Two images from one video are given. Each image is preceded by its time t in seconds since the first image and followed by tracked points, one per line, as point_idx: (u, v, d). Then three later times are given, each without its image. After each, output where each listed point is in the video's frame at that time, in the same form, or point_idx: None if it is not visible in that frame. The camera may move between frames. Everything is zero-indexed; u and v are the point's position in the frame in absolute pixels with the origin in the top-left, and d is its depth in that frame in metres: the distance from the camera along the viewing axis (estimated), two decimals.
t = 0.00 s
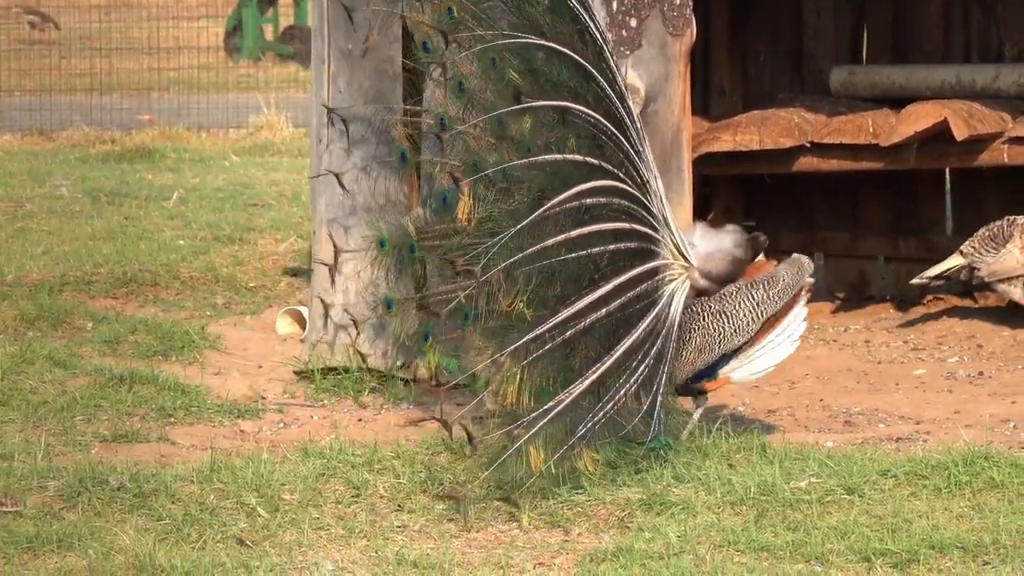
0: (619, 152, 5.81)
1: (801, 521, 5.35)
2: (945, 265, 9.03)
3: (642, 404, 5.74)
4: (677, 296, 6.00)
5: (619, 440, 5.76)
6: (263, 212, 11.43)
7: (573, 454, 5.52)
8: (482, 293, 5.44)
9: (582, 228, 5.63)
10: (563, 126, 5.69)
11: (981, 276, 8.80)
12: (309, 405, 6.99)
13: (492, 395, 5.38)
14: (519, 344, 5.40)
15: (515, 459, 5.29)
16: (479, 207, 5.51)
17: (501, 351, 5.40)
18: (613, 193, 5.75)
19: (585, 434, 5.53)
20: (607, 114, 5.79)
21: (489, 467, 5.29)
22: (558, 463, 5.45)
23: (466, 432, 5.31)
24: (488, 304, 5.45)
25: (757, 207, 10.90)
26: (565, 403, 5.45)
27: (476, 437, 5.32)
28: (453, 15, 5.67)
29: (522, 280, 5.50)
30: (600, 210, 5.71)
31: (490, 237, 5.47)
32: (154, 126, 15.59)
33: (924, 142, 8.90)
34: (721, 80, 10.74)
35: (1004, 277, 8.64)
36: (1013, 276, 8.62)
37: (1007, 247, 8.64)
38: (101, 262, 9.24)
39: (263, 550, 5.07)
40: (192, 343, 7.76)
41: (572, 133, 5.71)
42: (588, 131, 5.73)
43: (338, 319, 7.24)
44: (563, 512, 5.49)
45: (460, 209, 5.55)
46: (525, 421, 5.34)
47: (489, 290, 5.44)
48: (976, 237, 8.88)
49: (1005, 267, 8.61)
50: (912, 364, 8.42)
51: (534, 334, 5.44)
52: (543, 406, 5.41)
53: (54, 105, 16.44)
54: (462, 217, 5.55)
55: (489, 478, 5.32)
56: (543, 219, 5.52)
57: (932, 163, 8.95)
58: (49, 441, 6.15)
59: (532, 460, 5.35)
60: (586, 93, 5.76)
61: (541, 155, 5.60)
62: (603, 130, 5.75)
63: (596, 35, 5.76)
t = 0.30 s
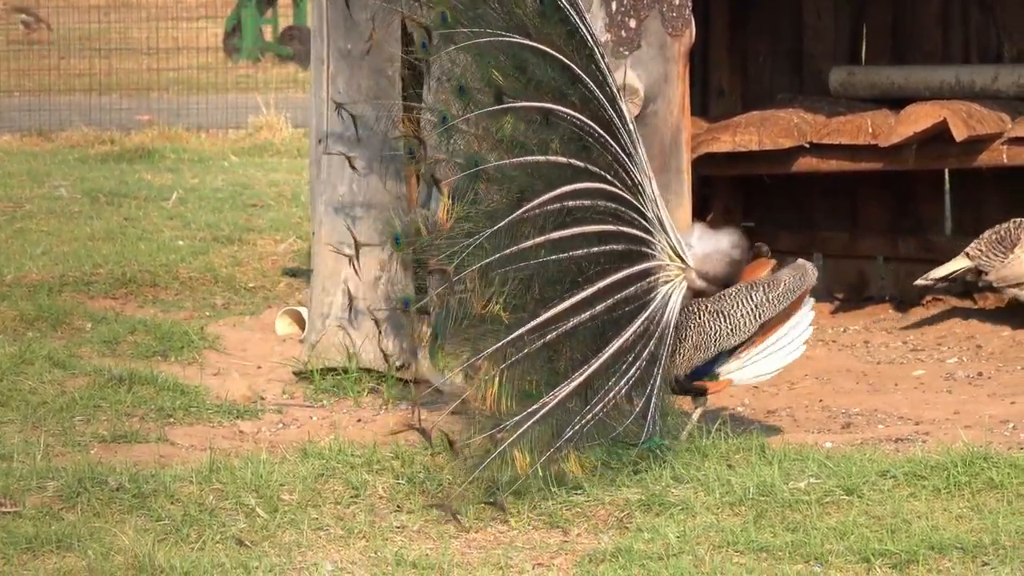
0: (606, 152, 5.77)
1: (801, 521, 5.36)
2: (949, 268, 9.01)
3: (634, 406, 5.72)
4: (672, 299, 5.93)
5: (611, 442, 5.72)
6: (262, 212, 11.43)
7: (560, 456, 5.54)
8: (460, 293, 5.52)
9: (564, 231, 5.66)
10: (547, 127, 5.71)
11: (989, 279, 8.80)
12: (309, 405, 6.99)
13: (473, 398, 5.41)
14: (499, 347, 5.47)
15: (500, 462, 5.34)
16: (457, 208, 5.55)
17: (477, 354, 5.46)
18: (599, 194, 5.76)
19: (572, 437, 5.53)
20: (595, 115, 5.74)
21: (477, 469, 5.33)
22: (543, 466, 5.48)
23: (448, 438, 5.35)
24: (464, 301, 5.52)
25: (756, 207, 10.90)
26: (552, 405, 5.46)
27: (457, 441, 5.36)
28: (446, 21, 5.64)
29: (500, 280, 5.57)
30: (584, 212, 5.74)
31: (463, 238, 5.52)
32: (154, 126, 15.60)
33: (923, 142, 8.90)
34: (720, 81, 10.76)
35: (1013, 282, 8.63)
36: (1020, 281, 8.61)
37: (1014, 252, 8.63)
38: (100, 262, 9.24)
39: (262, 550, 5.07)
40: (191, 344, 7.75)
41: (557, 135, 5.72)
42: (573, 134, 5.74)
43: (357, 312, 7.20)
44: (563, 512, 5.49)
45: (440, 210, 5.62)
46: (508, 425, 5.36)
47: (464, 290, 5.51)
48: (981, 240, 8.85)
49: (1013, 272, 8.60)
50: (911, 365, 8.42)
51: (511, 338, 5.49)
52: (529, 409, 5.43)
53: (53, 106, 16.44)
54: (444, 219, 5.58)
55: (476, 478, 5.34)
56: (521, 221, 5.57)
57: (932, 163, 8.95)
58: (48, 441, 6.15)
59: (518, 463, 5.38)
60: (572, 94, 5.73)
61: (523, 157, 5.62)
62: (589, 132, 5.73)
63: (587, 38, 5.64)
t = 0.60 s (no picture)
0: (597, 153, 5.76)
1: (801, 520, 5.35)
2: (957, 267, 9.05)
3: (627, 406, 5.72)
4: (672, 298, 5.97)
5: (602, 441, 5.73)
6: (263, 211, 11.43)
7: (549, 458, 5.54)
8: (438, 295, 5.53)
9: (547, 232, 5.66)
10: (531, 129, 5.70)
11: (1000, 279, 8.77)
12: (310, 404, 6.99)
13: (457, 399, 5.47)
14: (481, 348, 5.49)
15: (487, 463, 5.37)
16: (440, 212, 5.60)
17: (459, 356, 5.48)
18: (588, 195, 5.75)
19: (562, 437, 5.53)
20: (584, 117, 5.75)
21: (461, 472, 5.39)
22: (531, 467, 5.49)
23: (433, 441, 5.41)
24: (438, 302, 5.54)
25: (756, 206, 10.89)
26: (539, 407, 5.46)
27: (442, 445, 5.43)
28: (445, 23, 5.56)
29: (484, 280, 5.59)
30: (568, 213, 5.74)
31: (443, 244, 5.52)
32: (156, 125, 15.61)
33: (924, 142, 8.89)
34: (720, 81, 10.71)
35: None
36: None
37: None
38: (101, 261, 9.24)
39: (263, 549, 5.07)
40: (192, 342, 7.76)
41: (541, 137, 5.72)
42: (560, 136, 5.74)
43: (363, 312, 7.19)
44: (563, 511, 5.49)
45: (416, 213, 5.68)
46: (494, 427, 5.39)
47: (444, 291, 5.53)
48: (991, 239, 8.87)
49: None
50: (912, 364, 8.41)
51: (495, 339, 5.51)
52: (515, 411, 5.45)
53: (55, 104, 16.45)
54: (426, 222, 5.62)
55: (461, 483, 5.40)
56: (502, 223, 5.58)
57: (934, 163, 8.93)
58: (49, 439, 6.15)
59: (506, 464, 5.40)
60: (559, 96, 5.74)
61: (506, 160, 5.62)
62: (577, 134, 5.74)
63: (577, 40, 5.65)
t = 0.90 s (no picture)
0: (591, 151, 5.78)
1: (803, 517, 5.35)
2: (960, 264, 9.05)
3: (622, 401, 5.73)
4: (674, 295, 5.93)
5: (594, 436, 5.76)
6: (265, 207, 11.42)
7: (537, 452, 5.58)
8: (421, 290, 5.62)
9: (534, 229, 5.67)
10: (514, 126, 5.72)
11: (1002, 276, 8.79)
12: (312, 400, 6.99)
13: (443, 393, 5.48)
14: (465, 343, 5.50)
15: (474, 457, 5.40)
16: (428, 210, 5.63)
17: (441, 353, 5.47)
18: (579, 191, 5.76)
19: (551, 432, 5.57)
20: (574, 114, 5.76)
21: (447, 468, 5.40)
22: (519, 461, 5.52)
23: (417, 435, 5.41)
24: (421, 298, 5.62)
25: (758, 203, 10.87)
26: (526, 403, 5.50)
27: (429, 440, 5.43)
28: (440, 27, 5.66)
29: (468, 277, 5.62)
30: (556, 209, 5.74)
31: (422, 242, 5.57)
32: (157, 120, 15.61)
33: (926, 138, 8.88)
34: (722, 76, 10.67)
35: None
36: None
37: None
38: (102, 257, 9.25)
39: (264, 544, 5.08)
40: (193, 338, 7.76)
41: (525, 134, 5.75)
42: (549, 133, 5.76)
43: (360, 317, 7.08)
44: (564, 508, 5.49)
45: (395, 211, 5.77)
46: (481, 421, 5.41)
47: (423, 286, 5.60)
48: (994, 236, 8.86)
49: None
50: (913, 361, 8.40)
51: (482, 333, 5.53)
52: (503, 405, 5.47)
53: (56, 100, 16.45)
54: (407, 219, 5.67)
55: (445, 478, 5.40)
56: (483, 220, 5.61)
57: (936, 159, 8.92)
58: (50, 435, 6.15)
59: (492, 457, 5.43)
60: (548, 95, 5.76)
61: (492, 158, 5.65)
62: (566, 131, 5.75)
63: (567, 38, 5.70)
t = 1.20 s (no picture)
0: (594, 148, 5.77)
1: (805, 513, 5.36)
2: (961, 262, 9.03)
3: (625, 398, 5.74)
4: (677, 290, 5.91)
5: (597, 433, 5.77)
6: (266, 203, 11.42)
7: (539, 449, 5.58)
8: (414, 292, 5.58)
9: (532, 228, 5.67)
10: (513, 125, 5.72)
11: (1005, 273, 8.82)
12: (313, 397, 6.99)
13: (443, 392, 5.49)
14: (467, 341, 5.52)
15: (473, 453, 5.41)
16: (419, 209, 5.61)
17: (442, 349, 5.48)
18: (580, 188, 5.75)
19: (552, 429, 5.58)
20: (576, 111, 5.75)
21: (444, 464, 5.40)
22: (519, 457, 5.52)
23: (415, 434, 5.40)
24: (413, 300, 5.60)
25: (760, 200, 10.86)
26: (527, 400, 5.50)
27: (426, 438, 5.44)
28: (438, 30, 5.64)
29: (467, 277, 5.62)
30: (556, 207, 5.74)
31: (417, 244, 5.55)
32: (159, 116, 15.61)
33: (928, 135, 8.87)
34: (724, 73, 10.68)
35: None
36: None
37: None
38: (104, 253, 9.25)
39: (266, 540, 5.08)
40: (195, 334, 7.77)
41: (523, 132, 5.75)
42: (549, 131, 5.75)
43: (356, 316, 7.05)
44: (566, 504, 5.49)
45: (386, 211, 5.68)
46: (480, 419, 5.41)
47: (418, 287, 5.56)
48: (995, 233, 8.85)
49: None
50: (915, 358, 8.40)
51: (483, 331, 5.54)
52: (502, 403, 5.47)
53: (58, 95, 16.45)
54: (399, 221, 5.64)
55: (445, 474, 5.41)
56: (479, 220, 5.62)
57: (938, 156, 8.91)
58: (51, 431, 6.16)
59: (492, 453, 5.44)
60: (548, 92, 5.76)
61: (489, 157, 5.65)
62: (566, 128, 5.74)
63: (567, 36, 5.68)
